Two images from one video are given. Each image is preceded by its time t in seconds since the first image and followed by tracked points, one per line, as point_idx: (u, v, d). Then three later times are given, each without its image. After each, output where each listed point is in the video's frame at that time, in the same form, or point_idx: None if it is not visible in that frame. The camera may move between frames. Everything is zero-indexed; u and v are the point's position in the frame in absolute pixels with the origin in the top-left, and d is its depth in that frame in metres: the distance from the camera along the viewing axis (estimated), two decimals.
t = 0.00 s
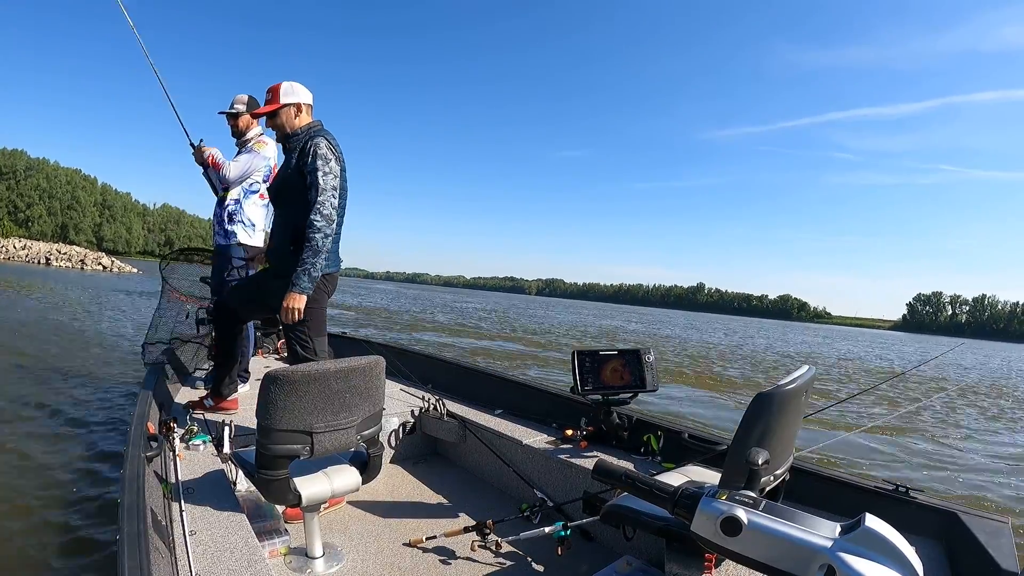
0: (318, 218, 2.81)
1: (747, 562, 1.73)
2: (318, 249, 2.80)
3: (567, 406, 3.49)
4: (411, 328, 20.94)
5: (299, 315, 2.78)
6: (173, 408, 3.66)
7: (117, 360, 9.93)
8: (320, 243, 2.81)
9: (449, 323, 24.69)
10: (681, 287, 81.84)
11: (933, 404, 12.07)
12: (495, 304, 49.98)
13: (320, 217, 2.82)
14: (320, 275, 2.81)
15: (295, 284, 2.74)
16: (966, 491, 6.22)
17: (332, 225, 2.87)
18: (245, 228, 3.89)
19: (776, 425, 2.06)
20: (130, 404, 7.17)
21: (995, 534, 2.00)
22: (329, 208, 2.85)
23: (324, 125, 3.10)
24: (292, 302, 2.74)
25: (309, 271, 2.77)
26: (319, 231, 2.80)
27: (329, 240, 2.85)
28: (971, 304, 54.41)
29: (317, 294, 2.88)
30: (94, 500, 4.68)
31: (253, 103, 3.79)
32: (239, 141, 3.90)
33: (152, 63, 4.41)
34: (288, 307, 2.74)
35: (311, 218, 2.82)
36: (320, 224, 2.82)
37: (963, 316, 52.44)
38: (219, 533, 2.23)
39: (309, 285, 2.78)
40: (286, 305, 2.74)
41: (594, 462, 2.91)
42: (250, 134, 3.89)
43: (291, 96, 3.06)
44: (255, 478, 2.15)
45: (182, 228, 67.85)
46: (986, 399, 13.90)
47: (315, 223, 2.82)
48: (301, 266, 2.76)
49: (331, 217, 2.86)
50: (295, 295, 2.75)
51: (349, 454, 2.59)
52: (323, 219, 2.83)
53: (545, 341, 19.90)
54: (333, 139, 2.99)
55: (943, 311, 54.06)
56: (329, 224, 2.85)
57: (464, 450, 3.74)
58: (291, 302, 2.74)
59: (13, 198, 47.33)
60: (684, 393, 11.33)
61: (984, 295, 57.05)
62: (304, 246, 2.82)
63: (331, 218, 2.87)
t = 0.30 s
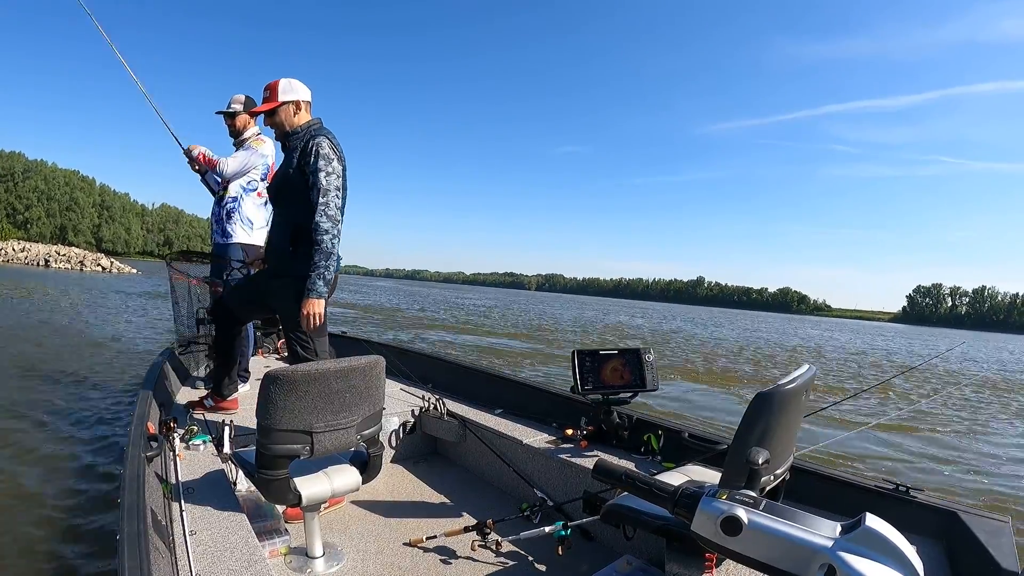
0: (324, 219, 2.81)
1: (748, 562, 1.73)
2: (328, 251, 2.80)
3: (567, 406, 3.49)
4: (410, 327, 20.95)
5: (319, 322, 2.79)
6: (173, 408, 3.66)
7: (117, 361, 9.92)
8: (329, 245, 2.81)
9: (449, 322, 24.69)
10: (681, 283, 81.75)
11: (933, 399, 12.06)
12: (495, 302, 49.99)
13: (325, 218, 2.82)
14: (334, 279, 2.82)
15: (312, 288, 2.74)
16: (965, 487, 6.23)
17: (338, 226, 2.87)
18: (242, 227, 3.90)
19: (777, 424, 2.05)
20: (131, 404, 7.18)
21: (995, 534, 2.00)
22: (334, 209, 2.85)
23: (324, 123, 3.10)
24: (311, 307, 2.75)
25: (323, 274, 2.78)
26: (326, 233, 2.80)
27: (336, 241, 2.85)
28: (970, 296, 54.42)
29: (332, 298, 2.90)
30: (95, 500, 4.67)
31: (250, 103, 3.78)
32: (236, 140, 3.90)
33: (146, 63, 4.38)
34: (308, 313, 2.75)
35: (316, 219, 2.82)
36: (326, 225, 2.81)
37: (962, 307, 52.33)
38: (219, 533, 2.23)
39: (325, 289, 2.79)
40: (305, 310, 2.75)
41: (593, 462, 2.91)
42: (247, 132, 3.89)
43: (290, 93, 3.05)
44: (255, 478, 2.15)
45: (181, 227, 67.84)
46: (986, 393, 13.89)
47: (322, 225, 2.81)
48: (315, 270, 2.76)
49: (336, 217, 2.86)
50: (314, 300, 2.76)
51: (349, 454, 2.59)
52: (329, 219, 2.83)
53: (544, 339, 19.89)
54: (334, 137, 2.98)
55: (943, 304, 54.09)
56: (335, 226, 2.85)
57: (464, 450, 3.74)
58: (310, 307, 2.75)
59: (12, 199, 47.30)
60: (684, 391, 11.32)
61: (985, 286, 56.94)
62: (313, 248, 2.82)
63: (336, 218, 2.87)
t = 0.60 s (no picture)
0: (322, 220, 2.81)
1: (748, 562, 1.73)
2: (322, 253, 2.80)
3: (567, 406, 3.49)
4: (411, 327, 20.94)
5: (306, 320, 2.81)
6: (173, 408, 3.67)
7: (118, 362, 9.92)
8: (324, 246, 2.80)
9: (448, 321, 24.71)
10: (681, 282, 81.77)
11: (934, 397, 12.05)
12: (495, 301, 49.99)
13: (323, 219, 2.82)
14: (327, 279, 2.82)
15: (301, 288, 2.74)
16: (964, 485, 6.23)
17: (336, 228, 2.87)
18: (242, 226, 3.90)
19: (777, 424, 2.05)
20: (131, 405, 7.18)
21: (995, 533, 2.00)
22: (332, 210, 2.84)
23: (323, 121, 3.09)
24: (299, 307, 2.76)
25: (315, 275, 2.78)
26: (323, 234, 2.79)
27: (333, 242, 2.85)
28: (971, 293, 54.36)
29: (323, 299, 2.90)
30: (96, 501, 4.68)
31: (248, 103, 3.78)
32: (234, 140, 3.90)
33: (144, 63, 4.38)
34: (295, 312, 2.76)
35: (315, 220, 2.82)
36: (323, 225, 2.81)
37: (963, 305, 52.29)
38: (219, 533, 2.23)
39: (316, 289, 2.80)
40: (293, 310, 2.75)
41: (593, 462, 2.90)
42: (247, 132, 3.89)
43: (287, 92, 3.05)
44: (255, 479, 2.15)
45: (181, 227, 67.84)
46: (987, 391, 13.88)
47: (320, 226, 2.81)
48: (307, 270, 2.76)
49: (334, 219, 2.86)
50: (302, 300, 2.76)
51: (349, 454, 2.59)
52: (326, 220, 2.82)
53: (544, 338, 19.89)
54: (334, 138, 2.98)
55: (944, 301, 54.03)
56: (333, 227, 2.85)
57: (465, 449, 3.74)
58: (297, 307, 2.76)
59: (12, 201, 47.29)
60: (684, 390, 11.32)
61: (984, 283, 56.96)
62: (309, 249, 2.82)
63: (334, 219, 2.86)
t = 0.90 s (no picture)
0: (320, 221, 2.81)
1: (747, 562, 1.73)
2: (319, 254, 2.80)
3: (567, 406, 3.49)
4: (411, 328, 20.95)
5: (302, 321, 2.81)
6: (173, 408, 3.68)
7: (118, 362, 9.92)
8: (322, 247, 2.80)
9: (448, 323, 24.71)
10: (681, 284, 81.72)
11: (934, 399, 12.07)
12: (495, 303, 50.00)
13: (321, 220, 2.82)
14: (324, 281, 2.82)
15: (299, 290, 2.75)
16: (964, 488, 6.23)
17: (334, 229, 2.87)
18: (243, 227, 3.89)
19: (777, 424, 2.05)
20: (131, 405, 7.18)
21: (995, 534, 2.00)
22: (330, 211, 2.84)
23: (323, 121, 3.10)
24: (295, 308, 2.76)
25: (312, 276, 2.78)
26: (321, 235, 2.79)
27: (331, 243, 2.85)
28: (971, 296, 54.40)
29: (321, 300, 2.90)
30: (95, 501, 4.68)
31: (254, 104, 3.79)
32: (239, 141, 3.92)
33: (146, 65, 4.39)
34: (291, 313, 2.77)
35: (313, 221, 2.82)
36: (321, 227, 2.81)
37: (963, 308, 52.35)
38: (219, 533, 2.23)
39: (313, 291, 2.79)
40: (290, 311, 2.76)
41: (593, 462, 2.91)
42: (251, 133, 3.90)
43: (287, 92, 3.05)
44: (255, 479, 2.15)
45: (181, 228, 67.84)
46: (987, 393, 13.89)
47: (318, 227, 2.81)
48: (304, 271, 2.76)
49: (332, 220, 2.85)
50: (299, 302, 2.76)
51: (349, 454, 2.59)
52: (324, 221, 2.83)
53: (544, 340, 19.89)
54: (334, 139, 2.98)
55: (944, 305, 54.07)
56: (331, 228, 2.85)
57: (464, 450, 3.74)
58: (294, 308, 2.76)
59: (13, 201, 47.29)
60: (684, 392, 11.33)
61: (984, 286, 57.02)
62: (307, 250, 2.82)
63: (333, 220, 2.86)
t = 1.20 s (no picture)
0: (318, 223, 2.81)
1: (747, 562, 1.73)
2: (320, 256, 2.80)
3: (567, 406, 3.49)
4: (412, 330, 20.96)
5: (307, 325, 2.81)
6: (173, 408, 3.69)
7: (118, 362, 9.92)
8: (322, 249, 2.81)
9: (449, 324, 24.71)
10: (681, 285, 81.72)
11: (935, 402, 12.07)
12: (496, 305, 50.01)
13: (320, 222, 2.82)
14: (326, 283, 2.83)
15: (301, 293, 2.75)
16: (964, 489, 6.23)
17: (332, 230, 2.87)
18: (243, 227, 3.89)
19: (777, 424, 2.06)
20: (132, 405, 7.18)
21: (995, 534, 2.00)
22: (328, 213, 2.85)
23: (323, 121, 3.10)
24: (299, 312, 2.77)
25: (313, 279, 2.78)
26: (320, 237, 2.80)
27: (330, 245, 2.85)
28: (971, 300, 54.40)
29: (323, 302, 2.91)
30: (95, 501, 4.68)
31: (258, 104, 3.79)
32: (241, 141, 3.92)
33: (148, 65, 4.40)
34: (296, 317, 2.77)
35: (311, 223, 2.82)
36: (320, 228, 2.81)
37: (964, 312, 52.34)
38: (219, 533, 2.23)
39: (315, 293, 2.80)
40: (293, 314, 2.77)
41: (593, 462, 2.91)
42: (254, 134, 3.91)
43: (287, 93, 3.05)
44: (256, 479, 2.15)
45: (182, 228, 67.82)
46: (987, 397, 13.89)
47: (317, 229, 2.82)
48: (306, 274, 2.76)
49: (330, 221, 2.86)
50: (301, 304, 2.77)
51: (349, 454, 2.59)
52: (323, 223, 2.83)
53: (544, 342, 19.89)
54: (331, 139, 2.98)
55: (944, 308, 54.10)
56: (330, 230, 2.85)
57: (465, 450, 3.74)
58: (298, 311, 2.77)
59: (15, 201, 47.30)
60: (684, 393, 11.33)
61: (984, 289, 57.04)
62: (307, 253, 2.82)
63: (331, 222, 2.87)
